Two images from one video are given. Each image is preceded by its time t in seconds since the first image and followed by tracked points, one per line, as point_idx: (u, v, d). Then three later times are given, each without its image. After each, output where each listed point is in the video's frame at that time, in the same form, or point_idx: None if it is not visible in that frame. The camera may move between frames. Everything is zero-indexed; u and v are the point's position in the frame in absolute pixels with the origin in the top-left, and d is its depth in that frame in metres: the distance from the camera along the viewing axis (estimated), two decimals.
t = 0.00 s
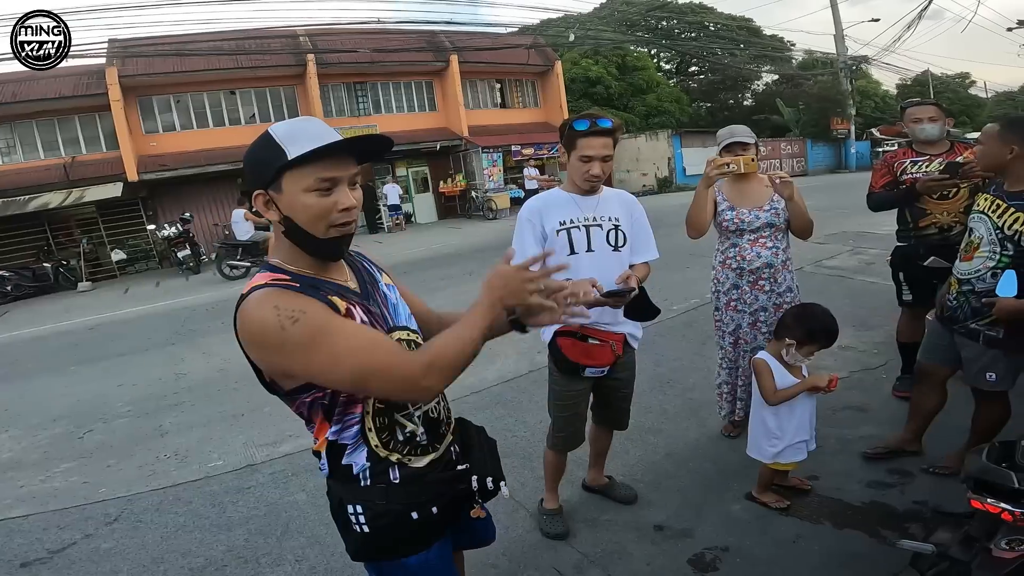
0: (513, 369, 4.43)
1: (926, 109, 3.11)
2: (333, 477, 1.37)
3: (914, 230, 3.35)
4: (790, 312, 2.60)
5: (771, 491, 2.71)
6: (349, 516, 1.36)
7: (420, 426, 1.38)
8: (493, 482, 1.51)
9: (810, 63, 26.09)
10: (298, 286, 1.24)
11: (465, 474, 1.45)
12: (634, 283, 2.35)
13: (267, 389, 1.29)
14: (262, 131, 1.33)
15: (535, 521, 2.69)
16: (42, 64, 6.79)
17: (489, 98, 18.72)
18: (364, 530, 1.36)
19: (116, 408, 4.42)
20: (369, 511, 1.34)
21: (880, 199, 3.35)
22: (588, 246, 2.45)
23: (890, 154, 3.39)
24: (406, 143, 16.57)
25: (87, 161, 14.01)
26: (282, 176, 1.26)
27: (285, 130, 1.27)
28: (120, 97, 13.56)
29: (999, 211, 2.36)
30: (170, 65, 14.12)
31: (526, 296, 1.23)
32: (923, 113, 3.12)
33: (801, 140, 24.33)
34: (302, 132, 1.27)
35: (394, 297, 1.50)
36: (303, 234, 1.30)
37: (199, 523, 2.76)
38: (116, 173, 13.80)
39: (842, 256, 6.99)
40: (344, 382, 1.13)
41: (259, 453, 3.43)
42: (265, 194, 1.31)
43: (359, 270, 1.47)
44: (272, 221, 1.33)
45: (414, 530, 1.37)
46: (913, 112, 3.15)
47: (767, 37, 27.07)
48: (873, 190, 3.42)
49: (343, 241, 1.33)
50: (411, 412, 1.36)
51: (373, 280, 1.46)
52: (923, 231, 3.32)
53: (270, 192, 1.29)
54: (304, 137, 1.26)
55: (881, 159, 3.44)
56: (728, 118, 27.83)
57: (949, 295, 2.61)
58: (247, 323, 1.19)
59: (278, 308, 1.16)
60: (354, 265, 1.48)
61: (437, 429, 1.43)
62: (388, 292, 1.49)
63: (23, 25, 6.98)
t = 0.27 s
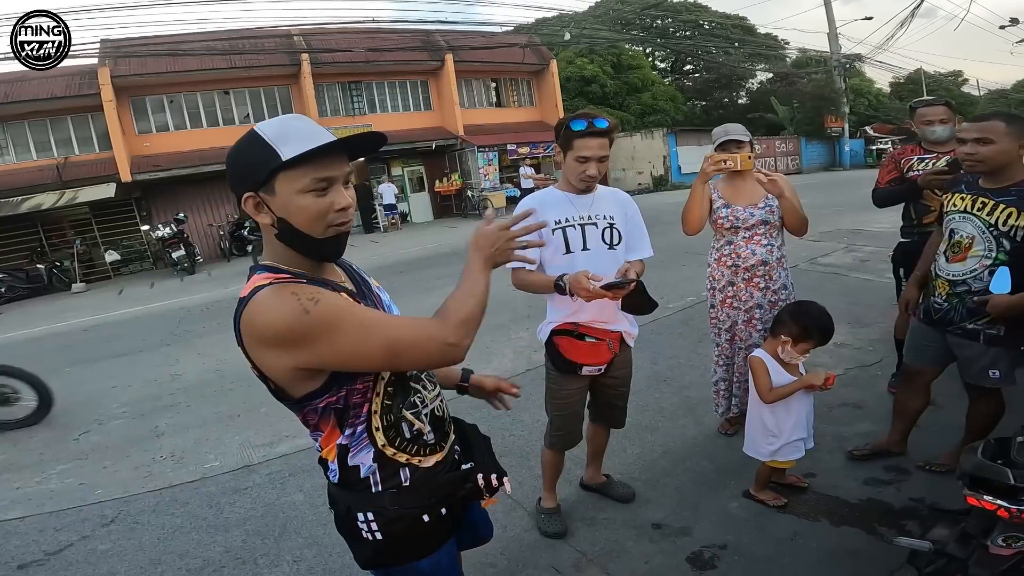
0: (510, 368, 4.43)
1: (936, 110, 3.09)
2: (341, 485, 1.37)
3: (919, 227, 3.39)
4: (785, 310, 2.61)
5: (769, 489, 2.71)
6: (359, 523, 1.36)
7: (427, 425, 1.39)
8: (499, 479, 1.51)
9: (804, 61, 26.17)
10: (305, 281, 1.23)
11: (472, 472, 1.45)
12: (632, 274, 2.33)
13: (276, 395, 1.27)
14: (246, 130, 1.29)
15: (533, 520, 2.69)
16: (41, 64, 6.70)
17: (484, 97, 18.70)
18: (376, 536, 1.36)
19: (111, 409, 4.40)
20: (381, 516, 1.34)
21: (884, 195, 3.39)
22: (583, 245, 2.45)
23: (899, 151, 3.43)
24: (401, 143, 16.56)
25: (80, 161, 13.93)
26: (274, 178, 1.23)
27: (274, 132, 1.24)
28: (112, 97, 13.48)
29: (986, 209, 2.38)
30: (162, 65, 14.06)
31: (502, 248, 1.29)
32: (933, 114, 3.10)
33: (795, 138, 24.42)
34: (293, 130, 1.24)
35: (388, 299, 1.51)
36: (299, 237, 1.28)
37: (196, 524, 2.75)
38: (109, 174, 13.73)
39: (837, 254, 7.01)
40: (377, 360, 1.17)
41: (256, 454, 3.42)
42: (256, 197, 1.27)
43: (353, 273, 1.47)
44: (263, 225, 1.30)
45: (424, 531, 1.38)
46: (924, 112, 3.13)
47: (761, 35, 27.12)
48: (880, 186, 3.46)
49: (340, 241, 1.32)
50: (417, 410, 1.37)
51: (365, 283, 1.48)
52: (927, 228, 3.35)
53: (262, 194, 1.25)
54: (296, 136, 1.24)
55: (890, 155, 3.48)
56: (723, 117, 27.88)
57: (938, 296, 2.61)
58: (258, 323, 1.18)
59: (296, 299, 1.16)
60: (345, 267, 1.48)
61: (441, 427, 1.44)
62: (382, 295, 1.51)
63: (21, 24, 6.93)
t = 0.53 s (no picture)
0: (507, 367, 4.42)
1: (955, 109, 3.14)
2: (334, 486, 1.36)
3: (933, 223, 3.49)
4: (782, 309, 2.61)
5: (767, 487, 2.71)
6: (353, 524, 1.35)
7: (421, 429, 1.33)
8: (498, 483, 1.45)
9: (799, 59, 26.22)
10: (280, 294, 1.15)
11: (468, 476, 1.41)
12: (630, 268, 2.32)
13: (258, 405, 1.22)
14: (237, 126, 1.24)
15: (531, 519, 2.68)
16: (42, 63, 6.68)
17: (480, 95, 18.68)
18: (370, 538, 1.35)
19: (107, 410, 4.37)
20: (374, 519, 1.33)
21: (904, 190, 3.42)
22: (580, 243, 2.44)
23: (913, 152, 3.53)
24: (398, 142, 16.54)
25: (73, 162, 13.86)
26: (275, 166, 1.18)
27: (269, 123, 1.20)
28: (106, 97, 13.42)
29: (956, 204, 2.43)
30: (156, 64, 14.00)
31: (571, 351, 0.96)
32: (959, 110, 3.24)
33: (791, 136, 24.47)
34: (289, 119, 1.21)
35: (386, 300, 1.46)
36: (305, 227, 1.24)
37: (193, 525, 2.73)
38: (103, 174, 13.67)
39: (833, 251, 7.03)
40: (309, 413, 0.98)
41: (253, 454, 3.41)
42: (256, 189, 1.21)
43: (350, 271, 1.42)
44: (267, 219, 1.24)
45: (418, 533, 1.37)
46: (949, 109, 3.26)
47: (756, 33, 27.13)
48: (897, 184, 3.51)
49: (343, 229, 1.28)
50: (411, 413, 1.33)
51: (365, 281, 1.42)
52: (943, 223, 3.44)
53: (261, 185, 1.20)
54: (292, 123, 1.21)
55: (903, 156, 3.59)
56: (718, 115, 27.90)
57: (914, 298, 2.60)
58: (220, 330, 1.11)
59: (244, 325, 1.05)
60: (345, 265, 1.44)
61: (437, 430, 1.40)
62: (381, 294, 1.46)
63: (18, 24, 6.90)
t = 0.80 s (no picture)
0: (504, 366, 4.41)
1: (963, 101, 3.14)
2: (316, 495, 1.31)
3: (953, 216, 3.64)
4: (780, 308, 2.61)
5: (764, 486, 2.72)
6: (340, 529, 1.32)
7: (408, 435, 1.25)
8: (488, 488, 1.42)
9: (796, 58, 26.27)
10: (260, 317, 1.09)
11: (460, 481, 1.36)
12: (627, 264, 2.30)
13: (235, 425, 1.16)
14: (215, 128, 1.18)
15: (530, 518, 2.68)
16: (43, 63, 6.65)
17: (477, 94, 18.66)
18: (357, 542, 1.32)
19: (103, 410, 4.35)
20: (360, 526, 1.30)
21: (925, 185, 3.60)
22: (577, 241, 2.44)
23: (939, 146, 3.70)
24: (395, 141, 16.53)
25: (69, 161, 13.81)
26: (268, 167, 1.13)
27: (259, 123, 1.16)
28: (101, 96, 13.39)
29: (927, 196, 2.45)
30: (152, 63, 13.99)
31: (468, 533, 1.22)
32: (978, 109, 3.39)
33: (787, 135, 24.52)
34: (278, 122, 1.18)
35: (371, 302, 1.37)
36: (296, 228, 1.18)
37: (191, 525, 2.72)
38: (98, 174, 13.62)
39: (829, 250, 7.05)
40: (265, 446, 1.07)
41: (251, 454, 3.40)
42: (248, 191, 1.14)
43: (332, 277, 1.33)
44: (261, 222, 1.17)
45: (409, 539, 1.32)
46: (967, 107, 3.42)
47: (753, 32, 27.17)
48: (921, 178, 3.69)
49: (335, 232, 1.24)
50: (398, 421, 1.23)
51: (348, 287, 1.34)
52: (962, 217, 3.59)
53: (253, 186, 1.13)
54: (281, 125, 1.17)
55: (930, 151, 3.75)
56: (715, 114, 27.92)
57: (890, 294, 2.59)
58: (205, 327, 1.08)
59: (223, 358, 1.03)
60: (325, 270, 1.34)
61: (427, 437, 1.31)
62: (365, 297, 1.36)
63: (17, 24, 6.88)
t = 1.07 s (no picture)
0: (501, 366, 4.41)
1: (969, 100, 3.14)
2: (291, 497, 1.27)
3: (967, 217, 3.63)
4: (777, 308, 2.62)
5: (761, 484, 2.72)
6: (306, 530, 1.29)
7: (373, 455, 1.20)
8: (469, 515, 1.33)
9: (792, 58, 26.33)
10: (200, 344, 1.08)
11: (435, 503, 1.30)
12: (623, 264, 2.30)
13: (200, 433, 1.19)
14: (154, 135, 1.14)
15: (528, 517, 2.68)
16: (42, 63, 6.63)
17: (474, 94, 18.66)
18: (320, 544, 1.28)
19: (99, 411, 4.34)
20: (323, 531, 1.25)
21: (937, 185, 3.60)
22: (574, 241, 2.44)
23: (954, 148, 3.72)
24: (392, 141, 16.55)
25: (65, 161, 13.76)
26: (184, 179, 1.10)
27: (181, 126, 1.11)
28: (97, 96, 13.37)
29: (914, 196, 2.42)
30: (149, 64, 13.97)
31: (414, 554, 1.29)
32: (987, 107, 3.42)
33: (784, 135, 24.58)
34: (195, 127, 1.10)
35: (349, 303, 1.26)
36: (226, 241, 1.13)
37: (188, 526, 2.71)
38: (94, 174, 13.58)
39: (826, 249, 7.07)
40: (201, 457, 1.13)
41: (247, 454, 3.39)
42: (175, 207, 1.13)
43: (308, 275, 1.24)
44: (192, 236, 1.15)
45: (374, 552, 1.26)
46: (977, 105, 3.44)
47: (750, 32, 27.19)
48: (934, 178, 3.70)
49: (282, 242, 1.15)
50: (361, 441, 1.18)
51: (324, 287, 1.25)
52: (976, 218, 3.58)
53: (178, 203, 1.12)
54: (198, 129, 1.10)
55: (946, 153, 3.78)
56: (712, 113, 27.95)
57: (880, 295, 2.56)
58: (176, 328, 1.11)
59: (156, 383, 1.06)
60: (304, 265, 1.26)
61: (399, 454, 1.25)
62: (342, 297, 1.26)
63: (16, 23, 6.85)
